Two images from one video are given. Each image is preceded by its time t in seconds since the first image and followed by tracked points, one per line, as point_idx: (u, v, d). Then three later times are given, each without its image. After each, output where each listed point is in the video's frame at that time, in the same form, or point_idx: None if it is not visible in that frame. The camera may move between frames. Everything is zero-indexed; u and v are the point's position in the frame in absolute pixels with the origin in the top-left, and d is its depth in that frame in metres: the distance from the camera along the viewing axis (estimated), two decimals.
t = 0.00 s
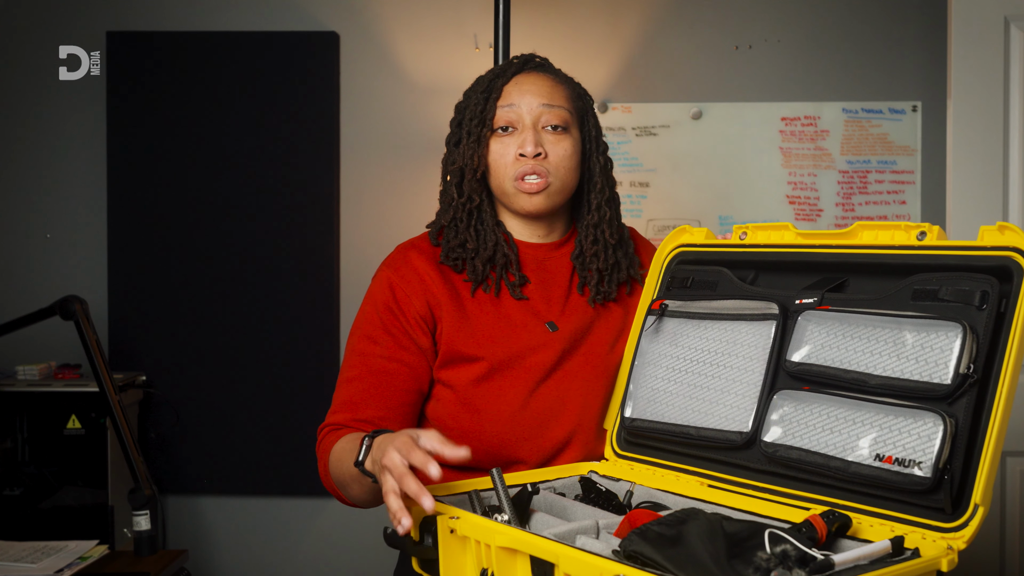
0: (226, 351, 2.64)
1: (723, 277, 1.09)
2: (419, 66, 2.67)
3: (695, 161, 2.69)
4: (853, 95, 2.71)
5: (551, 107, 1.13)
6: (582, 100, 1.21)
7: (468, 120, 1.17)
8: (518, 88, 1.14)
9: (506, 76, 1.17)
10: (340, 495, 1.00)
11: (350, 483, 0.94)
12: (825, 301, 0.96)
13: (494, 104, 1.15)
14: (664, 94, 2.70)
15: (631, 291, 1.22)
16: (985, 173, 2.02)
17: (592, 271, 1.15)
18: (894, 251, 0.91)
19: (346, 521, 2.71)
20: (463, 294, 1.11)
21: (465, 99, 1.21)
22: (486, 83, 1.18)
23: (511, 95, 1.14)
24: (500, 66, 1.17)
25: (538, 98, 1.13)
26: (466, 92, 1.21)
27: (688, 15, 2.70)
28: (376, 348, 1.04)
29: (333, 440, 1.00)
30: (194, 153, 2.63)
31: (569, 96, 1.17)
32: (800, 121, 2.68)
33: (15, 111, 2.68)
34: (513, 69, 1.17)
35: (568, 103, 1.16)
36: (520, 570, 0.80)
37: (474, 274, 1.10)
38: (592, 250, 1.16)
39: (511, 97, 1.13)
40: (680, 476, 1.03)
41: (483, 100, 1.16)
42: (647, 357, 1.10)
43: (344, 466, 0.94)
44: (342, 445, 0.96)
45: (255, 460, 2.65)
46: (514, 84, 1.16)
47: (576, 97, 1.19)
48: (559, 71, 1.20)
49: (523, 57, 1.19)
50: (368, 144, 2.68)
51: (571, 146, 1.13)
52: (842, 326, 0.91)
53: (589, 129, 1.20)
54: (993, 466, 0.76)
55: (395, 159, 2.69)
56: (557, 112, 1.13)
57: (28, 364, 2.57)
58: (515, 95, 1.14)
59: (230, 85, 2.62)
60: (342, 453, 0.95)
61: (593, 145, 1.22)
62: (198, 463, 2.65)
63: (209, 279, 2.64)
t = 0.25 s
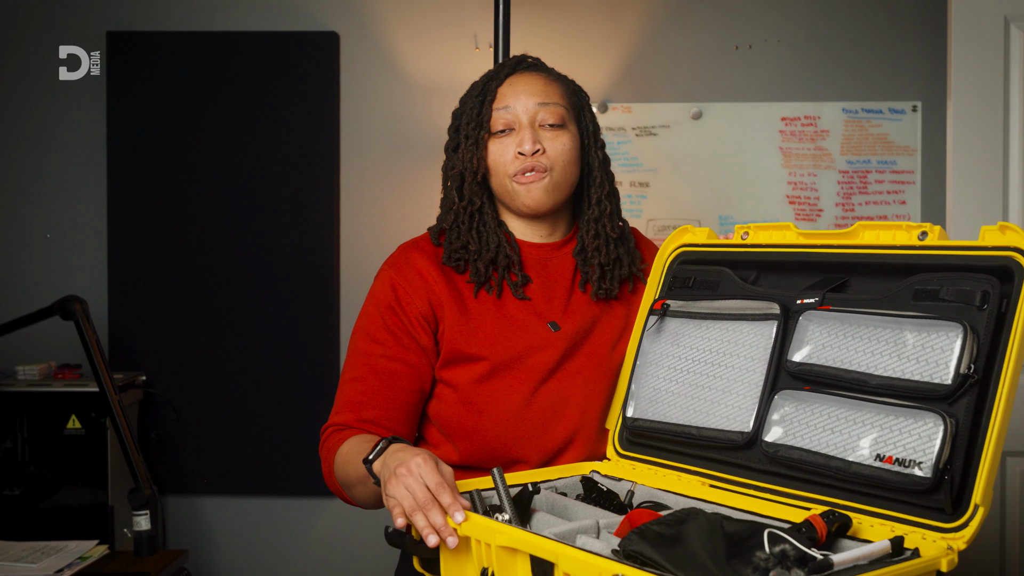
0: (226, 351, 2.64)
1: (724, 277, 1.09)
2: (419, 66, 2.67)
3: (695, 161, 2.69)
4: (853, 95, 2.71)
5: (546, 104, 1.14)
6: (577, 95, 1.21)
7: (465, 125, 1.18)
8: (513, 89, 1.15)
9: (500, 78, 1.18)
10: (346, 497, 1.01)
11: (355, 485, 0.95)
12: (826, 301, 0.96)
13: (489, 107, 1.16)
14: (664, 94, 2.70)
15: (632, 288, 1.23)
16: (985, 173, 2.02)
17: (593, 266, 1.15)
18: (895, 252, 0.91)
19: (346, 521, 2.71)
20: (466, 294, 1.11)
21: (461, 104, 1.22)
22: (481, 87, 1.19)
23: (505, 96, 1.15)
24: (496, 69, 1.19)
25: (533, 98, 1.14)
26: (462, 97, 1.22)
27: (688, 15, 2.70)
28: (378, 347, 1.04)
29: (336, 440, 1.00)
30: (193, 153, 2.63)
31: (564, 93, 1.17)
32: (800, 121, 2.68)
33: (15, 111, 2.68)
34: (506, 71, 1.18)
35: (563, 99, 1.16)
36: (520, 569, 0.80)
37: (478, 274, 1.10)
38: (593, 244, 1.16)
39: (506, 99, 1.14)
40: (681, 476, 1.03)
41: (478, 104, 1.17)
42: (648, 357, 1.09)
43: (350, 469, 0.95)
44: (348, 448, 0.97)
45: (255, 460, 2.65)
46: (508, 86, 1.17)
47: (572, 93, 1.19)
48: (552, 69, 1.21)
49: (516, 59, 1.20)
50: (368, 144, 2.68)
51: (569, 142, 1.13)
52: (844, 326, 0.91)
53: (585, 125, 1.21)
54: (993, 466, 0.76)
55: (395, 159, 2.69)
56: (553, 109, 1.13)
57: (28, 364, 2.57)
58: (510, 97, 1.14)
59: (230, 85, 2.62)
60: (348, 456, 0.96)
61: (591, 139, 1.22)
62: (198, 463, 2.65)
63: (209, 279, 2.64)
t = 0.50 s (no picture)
0: (226, 351, 2.64)
1: (735, 277, 1.09)
2: (420, 66, 2.67)
3: (696, 161, 2.69)
4: (853, 96, 2.71)
5: (538, 104, 1.14)
6: (569, 92, 1.22)
7: (459, 129, 1.18)
8: (504, 91, 1.15)
9: (490, 80, 1.18)
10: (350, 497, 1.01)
11: (361, 484, 0.95)
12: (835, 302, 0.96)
13: (482, 110, 1.16)
14: (664, 94, 2.70)
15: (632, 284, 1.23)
16: (985, 172, 2.02)
17: (592, 263, 1.15)
18: (901, 252, 0.91)
19: (346, 521, 2.71)
20: (466, 294, 1.11)
21: (453, 109, 1.22)
22: (472, 91, 1.19)
23: (495, 99, 1.15)
24: (484, 72, 1.18)
25: (526, 99, 1.14)
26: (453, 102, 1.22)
27: (688, 15, 2.70)
28: (377, 347, 1.04)
29: (337, 438, 1.00)
30: (193, 153, 2.63)
31: (556, 91, 1.17)
32: (800, 121, 2.68)
33: (15, 111, 2.68)
34: (494, 72, 1.18)
35: (556, 97, 1.16)
36: (521, 567, 0.80)
37: (479, 276, 1.10)
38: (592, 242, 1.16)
39: (498, 101, 1.14)
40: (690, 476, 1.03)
41: (471, 108, 1.17)
42: (659, 357, 1.09)
43: (356, 468, 0.95)
44: (353, 447, 0.97)
45: (255, 460, 2.65)
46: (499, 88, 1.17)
47: (564, 91, 1.20)
48: (542, 67, 1.20)
49: (506, 59, 1.19)
50: (368, 144, 2.68)
51: (564, 140, 1.14)
52: (852, 326, 0.91)
53: (579, 122, 1.21)
54: (995, 468, 0.75)
55: (396, 159, 2.69)
56: (547, 109, 1.14)
57: (28, 364, 2.57)
58: (502, 99, 1.14)
59: (230, 85, 2.62)
60: (353, 455, 0.96)
61: (586, 136, 1.22)
62: (198, 463, 2.65)
63: (209, 279, 2.64)
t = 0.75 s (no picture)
0: (226, 351, 2.64)
1: (761, 278, 1.08)
2: (419, 66, 2.67)
3: (696, 161, 2.69)
4: (854, 96, 2.71)
5: (535, 104, 1.15)
6: (567, 93, 1.22)
7: (455, 130, 1.18)
8: (500, 91, 1.15)
9: (486, 81, 1.18)
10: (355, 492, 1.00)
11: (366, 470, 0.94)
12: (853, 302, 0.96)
13: (478, 110, 1.17)
14: (663, 94, 2.70)
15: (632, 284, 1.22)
16: (985, 172, 2.03)
17: (589, 263, 1.15)
18: (918, 252, 0.90)
19: (346, 521, 2.71)
20: (464, 293, 1.11)
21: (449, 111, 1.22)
22: (468, 91, 1.19)
23: (493, 98, 1.16)
24: (480, 73, 1.19)
25: (522, 98, 1.14)
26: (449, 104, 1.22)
27: (688, 15, 2.70)
28: (374, 349, 1.04)
29: (333, 437, 1.00)
30: (194, 153, 2.63)
31: (552, 92, 1.18)
32: (800, 121, 2.69)
33: (15, 110, 2.68)
34: (491, 73, 1.19)
35: (552, 97, 1.17)
36: (526, 559, 0.81)
37: (477, 277, 1.09)
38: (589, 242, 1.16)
39: (494, 101, 1.15)
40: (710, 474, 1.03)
41: (467, 109, 1.18)
42: (687, 356, 1.11)
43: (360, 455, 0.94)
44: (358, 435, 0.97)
45: (255, 460, 2.65)
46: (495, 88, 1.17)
47: (561, 92, 1.20)
48: (540, 68, 1.22)
49: (502, 59, 1.20)
50: (368, 144, 2.68)
51: (561, 138, 1.15)
52: (869, 326, 0.91)
53: (575, 122, 1.21)
54: (997, 472, 0.76)
55: (396, 158, 2.69)
56: (543, 109, 1.15)
57: (27, 364, 2.57)
58: (499, 99, 1.15)
59: (231, 85, 2.62)
60: (356, 443, 0.95)
61: (582, 136, 1.23)
62: (198, 463, 2.65)
63: (210, 279, 2.64)
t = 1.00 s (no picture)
0: (226, 351, 2.64)
1: (763, 278, 1.08)
2: (420, 66, 2.67)
3: (696, 161, 2.69)
4: (854, 95, 2.71)
5: (551, 104, 1.15)
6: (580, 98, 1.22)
7: (465, 116, 1.19)
8: (518, 83, 1.16)
9: (504, 73, 1.18)
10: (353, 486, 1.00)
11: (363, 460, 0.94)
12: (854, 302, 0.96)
13: (492, 98, 1.17)
14: (663, 94, 2.70)
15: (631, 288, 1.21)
16: (985, 173, 2.03)
17: (589, 269, 1.15)
18: (920, 252, 0.90)
19: (346, 521, 2.71)
20: (462, 294, 1.11)
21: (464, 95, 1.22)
22: (485, 79, 1.20)
23: (512, 90, 1.16)
24: (500, 64, 1.19)
25: (538, 94, 1.15)
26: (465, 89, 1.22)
27: (688, 15, 2.70)
28: (374, 348, 1.05)
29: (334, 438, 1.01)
30: (194, 153, 2.63)
31: (569, 94, 1.18)
32: (800, 121, 2.69)
33: (14, 110, 2.68)
34: (513, 66, 1.19)
35: (569, 98, 1.17)
36: (526, 558, 0.81)
37: (473, 272, 1.11)
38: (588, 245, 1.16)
39: (510, 92, 1.15)
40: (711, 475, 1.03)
41: (481, 96, 1.18)
42: (688, 356, 1.11)
43: (355, 448, 0.94)
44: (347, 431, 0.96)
45: (255, 460, 2.65)
46: (513, 81, 1.17)
47: (576, 95, 1.20)
48: (557, 69, 1.21)
49: (523, 56, 1.20)
50: (368, 144, 2.68)
51: (570, 143, 1.15)
52: (871, 326, 0.91)
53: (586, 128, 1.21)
54: (997, 472, 0.76)
55: (396, 158, 2.69)
56: (557, 108, 1.15)
57: (27, 364, 2.57)
58: (516, 90, 1.15)
59: (231, 85, 2.62)
60: (349, 439, 0.95)
61: (592, 144, 1.23)
62: (198, 463, 2.65)
63: (209, 279, 2.64)
